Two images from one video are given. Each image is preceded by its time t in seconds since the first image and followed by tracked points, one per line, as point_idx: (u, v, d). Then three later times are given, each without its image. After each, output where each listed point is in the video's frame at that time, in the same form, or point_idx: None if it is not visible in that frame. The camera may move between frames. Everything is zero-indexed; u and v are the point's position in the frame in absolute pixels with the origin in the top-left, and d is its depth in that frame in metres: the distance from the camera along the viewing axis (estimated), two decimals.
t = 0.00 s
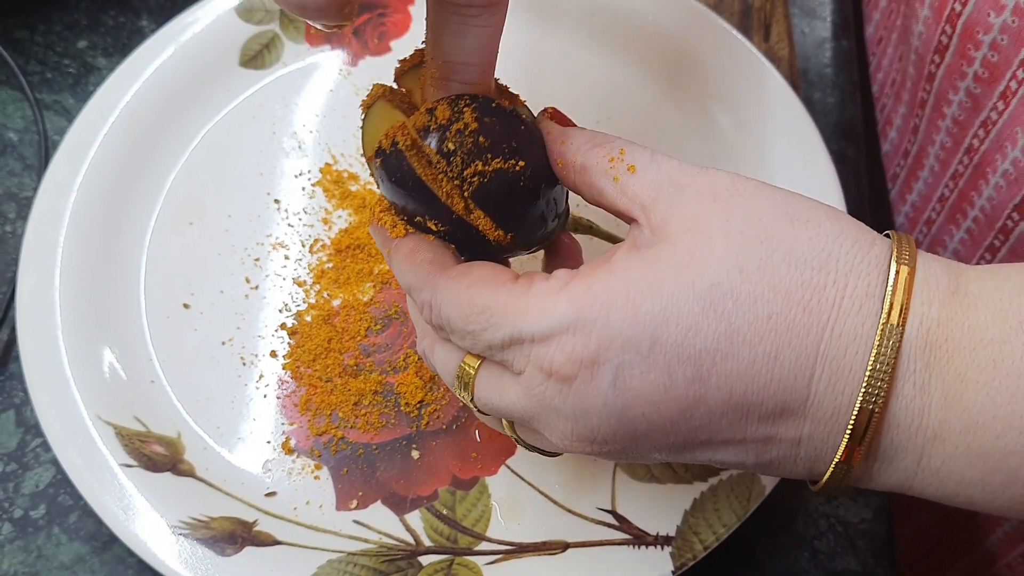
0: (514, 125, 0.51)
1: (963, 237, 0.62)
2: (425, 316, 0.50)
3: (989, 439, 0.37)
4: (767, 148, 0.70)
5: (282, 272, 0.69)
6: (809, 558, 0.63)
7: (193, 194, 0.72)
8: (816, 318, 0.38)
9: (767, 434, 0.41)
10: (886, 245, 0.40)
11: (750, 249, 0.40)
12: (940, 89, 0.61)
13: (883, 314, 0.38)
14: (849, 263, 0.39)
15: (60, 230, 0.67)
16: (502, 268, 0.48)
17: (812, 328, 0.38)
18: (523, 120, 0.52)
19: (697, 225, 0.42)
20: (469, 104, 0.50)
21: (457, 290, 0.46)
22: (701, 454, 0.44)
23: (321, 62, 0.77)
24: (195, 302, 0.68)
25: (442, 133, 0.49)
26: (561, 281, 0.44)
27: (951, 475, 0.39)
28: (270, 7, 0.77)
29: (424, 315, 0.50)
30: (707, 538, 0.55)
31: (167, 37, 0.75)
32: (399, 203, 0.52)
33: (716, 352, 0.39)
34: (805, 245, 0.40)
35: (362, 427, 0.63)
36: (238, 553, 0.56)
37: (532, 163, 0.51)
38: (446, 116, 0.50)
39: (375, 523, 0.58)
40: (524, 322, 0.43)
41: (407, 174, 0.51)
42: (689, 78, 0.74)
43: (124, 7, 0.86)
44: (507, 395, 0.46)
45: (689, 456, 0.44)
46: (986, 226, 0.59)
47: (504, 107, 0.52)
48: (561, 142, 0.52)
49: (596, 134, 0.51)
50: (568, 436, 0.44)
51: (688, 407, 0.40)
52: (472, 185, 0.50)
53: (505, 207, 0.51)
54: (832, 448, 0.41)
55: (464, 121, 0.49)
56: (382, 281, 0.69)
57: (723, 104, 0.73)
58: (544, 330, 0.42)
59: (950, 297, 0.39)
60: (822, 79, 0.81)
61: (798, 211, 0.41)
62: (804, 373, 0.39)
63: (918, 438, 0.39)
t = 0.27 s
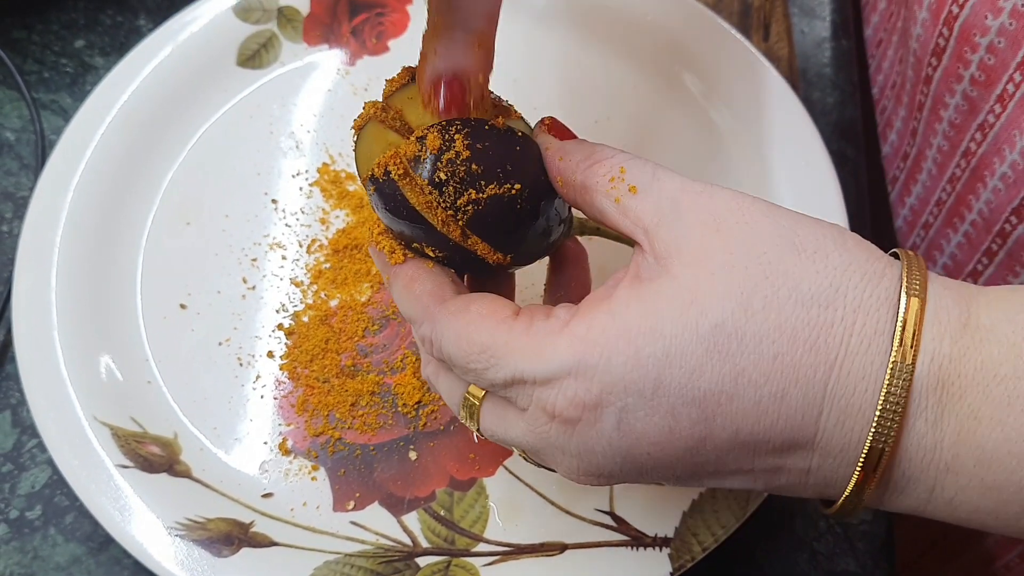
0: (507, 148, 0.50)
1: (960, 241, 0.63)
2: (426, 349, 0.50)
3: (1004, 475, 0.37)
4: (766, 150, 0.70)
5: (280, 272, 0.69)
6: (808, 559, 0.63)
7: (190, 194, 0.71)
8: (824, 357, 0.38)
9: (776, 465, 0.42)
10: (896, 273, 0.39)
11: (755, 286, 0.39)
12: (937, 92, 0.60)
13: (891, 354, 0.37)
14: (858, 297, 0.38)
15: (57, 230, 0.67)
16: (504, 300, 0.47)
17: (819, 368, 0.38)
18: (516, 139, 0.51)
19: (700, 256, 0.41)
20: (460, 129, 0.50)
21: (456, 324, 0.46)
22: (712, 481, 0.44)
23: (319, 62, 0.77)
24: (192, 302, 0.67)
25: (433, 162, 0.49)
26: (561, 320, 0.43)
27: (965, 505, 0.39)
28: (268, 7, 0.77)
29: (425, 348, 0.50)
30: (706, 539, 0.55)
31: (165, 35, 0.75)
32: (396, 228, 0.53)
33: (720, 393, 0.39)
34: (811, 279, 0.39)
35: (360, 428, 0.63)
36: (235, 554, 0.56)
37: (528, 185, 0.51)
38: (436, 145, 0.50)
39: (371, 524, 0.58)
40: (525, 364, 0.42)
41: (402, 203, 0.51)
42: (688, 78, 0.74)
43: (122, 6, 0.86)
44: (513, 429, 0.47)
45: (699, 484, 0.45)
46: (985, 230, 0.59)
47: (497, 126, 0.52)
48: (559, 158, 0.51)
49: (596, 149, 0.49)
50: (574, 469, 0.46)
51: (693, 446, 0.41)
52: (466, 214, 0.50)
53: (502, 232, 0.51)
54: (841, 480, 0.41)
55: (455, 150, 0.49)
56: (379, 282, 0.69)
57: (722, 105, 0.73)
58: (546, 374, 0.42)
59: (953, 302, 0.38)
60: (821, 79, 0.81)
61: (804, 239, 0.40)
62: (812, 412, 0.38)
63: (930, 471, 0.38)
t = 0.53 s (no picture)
0: (515, 167, 0.49)
1: (955, 245, 0.62)
2: (432, 369, 0.49)
3: (1014, 486, 0.36)
4: (768, 147, 0.70)
5: (279, 269, 0.69)
6: (809, 557, 0.63)
7: (189, 190, 0.71)
8: (834, 372, 0.38)
9: (787, 480, 0.41)
10: (903, 285, 0.39)
11: (763, 301, 0.39)
12: (936, 94, 0.60)
13: (901, 368, 0.37)
14: (866, 312, 0.38)
15: (55, 226, 0.67)
16: (511, 320, 0.46)
17: (828, 383, 0.38)
18: (522, 157, 0.50)
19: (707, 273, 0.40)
20: (468, 150, 0.49)
21: (462, 342, 0.45)
22: (722, 498, 0.44)
23: (319, 57, 0.77)
24: (191, 299, 0.67)
25: (441, 185, 0.48)
26: (570, 340, 0.43)
27: (977, 517, 0.38)
28: (268, 2, 0.77)
29: (430, 368, 0.49)
30: (707, 537, 0.55)
31: (163, 31, 0.75)
32: (402, 249, 0.52)
33: (730, 410, 0.39)
34: (818, 294, 0.39)
35: (359, 425, 0.63)
36: (234, 551, 0.56)
37: (537, 203, 0.49)
38: (444, 167, 0.48)
39: (371, 521, 0.58)
40: (533, 385, 0.42)
41: (410, 226, 0.50)
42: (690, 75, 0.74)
43: (121, 2, 0.85)
44: (521, 449, 0.46)
45: (710, 501, 0.45)
46: (979, 234, 0.58)
47: (505, 145, 0.50)
48: (563, 173, 0.49)
49: (598, 163, 0.48)
50: (585, 489, 0.45)
51: (705, 464, 0.40)
52: (475, 234, 0.49)
53: (511, 252, 0.50)
54: (854, 494, 0.41)
55: (463, 171, 0.48)
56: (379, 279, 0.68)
57: (723, 103, 0.72)
58: (554, 395, 0.41)
59: (958, 306, 0.39)
60: (822, 75, 0.81)
61: (811, 254, 0.40)
62: (822, 427, 0.38)
63: (942, 484, 0.38)
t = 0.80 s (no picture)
0: (516, 181, 0.49)
1: (948, 244, 0.63)
2: (427, 389, 0.48)
3: (1013, 492, 0.36)
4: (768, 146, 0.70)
5: (279, 267, 0.69)
6: (810, 555, 0.63)
7: (188, 189, 0.71)
8: (837, 382, 0.38)
9: (790, 490, 0.41)
10: (902, 294, 0.39)
11: (765, 313, 0.39)
12: (922, 94, 0.60)
13: (902, 376, 0.37)
14: (867, 321, 0.38)
15: (55, 224, 0.67)
16: (511, 337, 0.45)
17: (831, 393, 0.38)
18: (519, 171, 0.50)
19: (711, 287, 0.40)
20: (472, 166, 0.48)
21: (462, 360, 0.44)
22: (725, 510, 0.44)
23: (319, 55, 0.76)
24: (190, 297, 0.67)
25: (449, 204, 0.47)
26: (573, 356, 0.42)
27: (976, 522, 0.38)
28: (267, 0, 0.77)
29: (425, 387, 0.49)
30: (707, 536, 0.55)
31: (162, 30, 0.75)
32: (405, 267, 0.50)
33: (735, 422, 0.38)
34: (820, 305, 0.39)
35: (359, 424, 0.62)
36: (233, 550, 0.56)
37: (539, 217, 0.49)
38: (450, 185, 0.47)
39: (371, 520, 0.58)
40: (538, 403, 0.41)
41: (417, 245, 0.49)
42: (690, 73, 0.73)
43: None
44: (524, 466, 0.46)
45: (713, 512, 0.44)
46: (973, 232, 0.59)
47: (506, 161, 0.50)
48: (556, 185, 0.49)
49: (591, 174, 0.48)
50: (589, 504, 0.44)
51: (710, 477, 0.40)
52: (482, 250, 0.48)
53: (516, 266, 0.50)
54: (857, 503, 0.41)
55: (469, 187, 0.47)
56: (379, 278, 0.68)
57: (724, 101, 0.72)
58: (558, 412, 0.41)
59: (956, 312, 0.38)
60: (823, 74, 0.81)
61: (811, 264, 0.40)
62: (826, 437, 0.38)
63: (941, 489, 0.38)
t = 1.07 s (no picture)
0: (511, 160, 0.48)
1: (945, 223, 0.63)
2: (419, 366, 0.48)
3: (995, 465, 0.36)
4: (769, 141, 0.69)
5: (279, 263, 0.68)
6: (810, 551, 0.62)
7: (188, 184, 0.71)
8: (823, 356, 0.38)
9: (778, 466, 0.41)
10: (888, 271, 0.39)
11: (753, 288, 0.39)
12: (923, 73, 0.60)
13: (888, 349, 0.37)
14: (854, 295, 0.38)
15: (56, 220, 0.67)
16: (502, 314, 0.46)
17: (818, 366, 0.38)
18: (513, 151, 0.49)
19: (701, 263, 0.40)
20: (467, 142, 0.47)
21: (453, 337, 0.45)
22: (713, 486, 0.43)
23: (319, 51, 0.76)
24: (190, 293, 0.67)
25: (443, 177, 0.46)
26: (563, 331, 0.42)
27: (961, 498, 0.38)
28: None
29: (417, 364, 0.49)
30: (707, 531, 0.55)
31: (163, 25, 0.74)
32: (398, 244, 0.50)
33: (723, 396, 0.38)
34: (807, 280, 0.39)
35: (360, 419, 0.62)
36: (233, 546, 0.56)
37: (532, 197, 0.49)
38: (445, 159, 0.47)
39: (372, 516, 0.58)
40: (528, 376, 0.41)
41: (411, 220, 0.48)
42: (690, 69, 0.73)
43: None
44: (514, 443, 0.45)
45: (701, 488, 0.44)
46: (968, 211, 0.59)
47: (499, 140, 0.49)
48: (547, 167, 0.50)
49: (583, 155, 0.49)
50: (579, 480, 0.44)
51: (698, 451, 0.40)
52: (476, 226, 0.48)
53: (509, 246, 0.49)
54: (844, 479, 0.40)
55: (464, 163, 0.47)
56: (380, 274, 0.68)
57: (724, 96, 0.72)
58: (549, 385, 0.41)
59: (940, 287, 0.38)
60: (824, 70, 0.80)
61: (798, 241, 0.40)
62: (813, 410, 0.38)
63: (925, 464, 0.38)
